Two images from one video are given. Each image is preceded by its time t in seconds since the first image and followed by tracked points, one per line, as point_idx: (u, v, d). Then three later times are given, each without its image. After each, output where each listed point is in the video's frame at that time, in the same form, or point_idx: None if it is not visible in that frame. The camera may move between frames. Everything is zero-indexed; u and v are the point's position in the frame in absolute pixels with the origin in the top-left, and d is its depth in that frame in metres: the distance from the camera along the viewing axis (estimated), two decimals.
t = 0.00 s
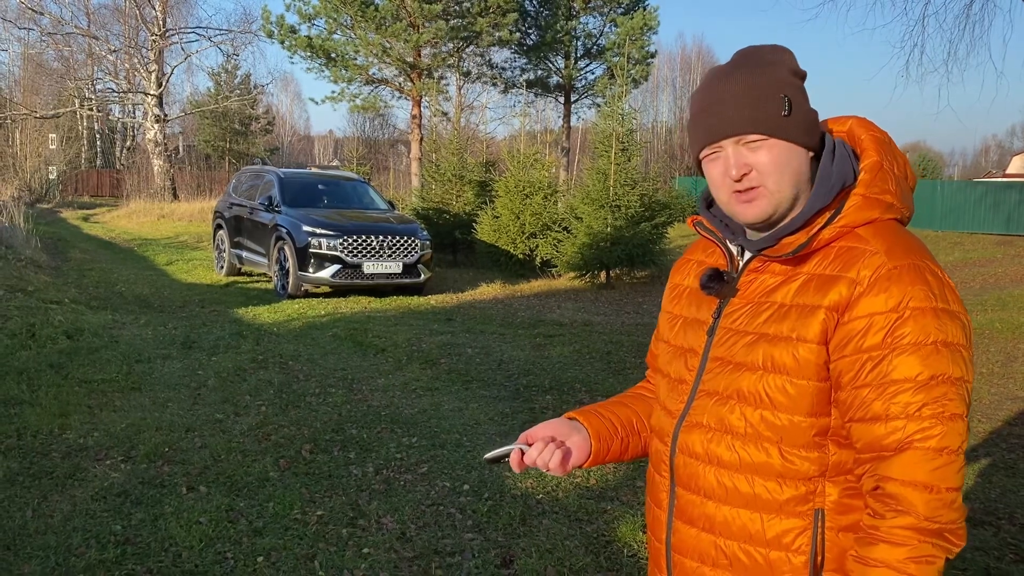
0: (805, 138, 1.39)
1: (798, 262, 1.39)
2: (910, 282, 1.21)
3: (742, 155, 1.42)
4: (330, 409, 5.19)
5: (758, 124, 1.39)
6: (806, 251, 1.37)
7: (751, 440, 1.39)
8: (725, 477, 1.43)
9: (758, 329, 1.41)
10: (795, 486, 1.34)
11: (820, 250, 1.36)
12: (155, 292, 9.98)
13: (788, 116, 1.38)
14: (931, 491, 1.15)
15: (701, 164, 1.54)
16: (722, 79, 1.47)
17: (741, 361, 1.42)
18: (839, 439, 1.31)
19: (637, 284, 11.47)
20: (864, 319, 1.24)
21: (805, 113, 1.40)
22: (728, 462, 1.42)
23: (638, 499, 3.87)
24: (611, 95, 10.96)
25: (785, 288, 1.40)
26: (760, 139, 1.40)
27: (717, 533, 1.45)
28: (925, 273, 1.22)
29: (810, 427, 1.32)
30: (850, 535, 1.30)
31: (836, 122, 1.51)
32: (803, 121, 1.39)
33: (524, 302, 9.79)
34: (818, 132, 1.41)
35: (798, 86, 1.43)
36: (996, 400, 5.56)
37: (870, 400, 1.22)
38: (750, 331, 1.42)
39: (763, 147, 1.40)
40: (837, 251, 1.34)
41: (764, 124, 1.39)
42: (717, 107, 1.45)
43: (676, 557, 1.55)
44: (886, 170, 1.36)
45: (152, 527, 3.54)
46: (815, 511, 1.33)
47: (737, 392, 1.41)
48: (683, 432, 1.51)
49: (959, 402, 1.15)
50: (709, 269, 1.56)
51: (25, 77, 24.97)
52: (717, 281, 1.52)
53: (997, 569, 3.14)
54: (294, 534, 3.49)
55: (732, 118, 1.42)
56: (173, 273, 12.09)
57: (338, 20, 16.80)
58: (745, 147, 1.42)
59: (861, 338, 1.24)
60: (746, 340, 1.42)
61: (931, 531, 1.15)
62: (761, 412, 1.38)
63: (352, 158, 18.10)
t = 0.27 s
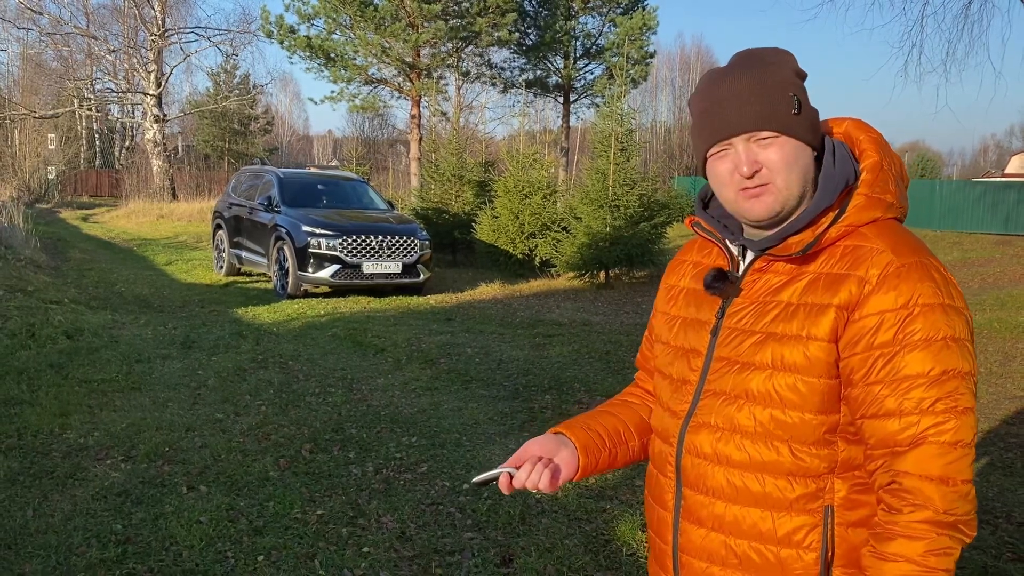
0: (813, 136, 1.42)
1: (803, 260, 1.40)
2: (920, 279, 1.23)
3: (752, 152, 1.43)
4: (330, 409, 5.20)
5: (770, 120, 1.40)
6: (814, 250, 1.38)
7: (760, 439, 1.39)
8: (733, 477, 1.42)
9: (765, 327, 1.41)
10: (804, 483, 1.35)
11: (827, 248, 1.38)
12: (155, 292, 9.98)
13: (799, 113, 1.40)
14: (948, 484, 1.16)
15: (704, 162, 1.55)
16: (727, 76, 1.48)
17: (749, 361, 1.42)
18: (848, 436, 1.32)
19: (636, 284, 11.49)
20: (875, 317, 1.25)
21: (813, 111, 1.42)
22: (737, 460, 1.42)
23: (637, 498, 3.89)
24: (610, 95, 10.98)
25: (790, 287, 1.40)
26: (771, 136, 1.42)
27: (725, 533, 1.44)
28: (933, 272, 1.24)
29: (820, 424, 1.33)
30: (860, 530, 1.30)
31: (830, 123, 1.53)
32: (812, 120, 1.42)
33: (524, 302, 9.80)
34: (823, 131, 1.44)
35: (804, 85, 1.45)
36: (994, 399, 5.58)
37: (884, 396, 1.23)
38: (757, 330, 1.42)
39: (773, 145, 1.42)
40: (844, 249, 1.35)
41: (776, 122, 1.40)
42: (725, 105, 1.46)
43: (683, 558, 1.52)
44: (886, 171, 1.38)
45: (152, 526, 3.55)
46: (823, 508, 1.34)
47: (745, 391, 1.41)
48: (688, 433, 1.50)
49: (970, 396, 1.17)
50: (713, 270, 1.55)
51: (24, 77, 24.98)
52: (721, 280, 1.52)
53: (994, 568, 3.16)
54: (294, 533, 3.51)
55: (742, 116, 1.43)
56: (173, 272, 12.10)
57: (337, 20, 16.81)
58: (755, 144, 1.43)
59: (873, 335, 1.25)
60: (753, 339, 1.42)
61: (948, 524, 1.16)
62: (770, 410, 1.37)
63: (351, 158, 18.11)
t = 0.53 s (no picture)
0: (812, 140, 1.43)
1: (802, 262, 1.40)
2: (920, 279, 1.23)
3: (754, 151, 1.43)
4: (328, 409, 5.20)
5: (773, 121, 1.41)
6: (812, 251, 1.38)
7: (761, 440, 1.39)
8: (735, 479, 1.42)
9: (765, 330, 1.41)
10: (806, 484, 1.35)
11: (825, 250, 1.38)
12: (153, 292, 9.98)
13: (800, 117, 1.41)
14: (952, 482, 1.16)
15: (703, 162, 1.54)
16: (730, 78, 1.48)
17: (748, 363, 1.42)
18: (849, 437, 1.33)
19: (634, 284, 11.49)
20: (876, 317, 1.26)
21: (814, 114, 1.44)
22: (738, 462, 1.42)
23: (634, 499, 3.89)
24: (608, 95, 10.98)
25: (789, 289, 1.40)
26: (773, 137, 1.42)
27: (728, 536, 1.44)
28: (932, 272, 1.24)
29: (821, 425, 1.33)
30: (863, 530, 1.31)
31: (824, 126, 1.54)
32: (812, 124, 1.43)
33: (522, 303, 9.80)
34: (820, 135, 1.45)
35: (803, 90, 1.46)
36: (992, 399, 5.59)
37: (885, 396, 1.23)
38: (756, 332, 1.42)
39: (774, 146, 1.42)
40: (841, 251, 1.35)
41: (777, 123, 1.41)
42: (725, 104, 1.46)
43: (684, 562, 1.52)
44: (882, 173, 1.39)
45: (150, 527, 3.55)
46: (826, 509, 1.34)
47: (745, 394, 1.41)
48: (688, 436, 1.50)
49: (970, 395, 1.18)
50: (710, 273, 1.56)
51: (21, 77, 24.96)
52: (719, 283, 1.53)
53: (990, 568, 3.17)
54: (291, 534, 3.51)
55: (744, 116, 1.43)
56: (171, 273, 12.10)
57: (335, 20, 16.81)
58: (756, 144, 1.43)
59: (873, 335, 1.26)
60: (752, 341, 1.42)
61: (954, 521, 1.16)
62: (770, 412, 1.38)
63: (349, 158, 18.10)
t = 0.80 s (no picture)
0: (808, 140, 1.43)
1: (795, 262, 1.40)
2: (912, 280, 1.23)
3: (747, 150, 1.43)
4: (324, 410, 5.20)
5: (769, 119, 1.41)
6: (805, 251, 1.38)
7: (755, 440, 1.39)
8: (730, 479, 1.42)
9: (758, 330, 1.41)
10: (800, 485, 1.35)
11: (819, 250, 1.38)
12: (150, 292, 9.95)
13: (795, 116, 1.41)
14: (948, 482, 1.16)
15: (697, 159, 1.54)
16: (727, 75, 1.48)
17: (742, 363, 1.42)
18: (843, 438, 1.32)
19: (632, 284, 11.50)
20: (868, 317, 1.26)
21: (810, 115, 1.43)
22: (733, 462, 1.41)
23: (631, 499, 3.89)
24: (606, 95, 10.99)
25: (783, 289, 1.40)
26: (767, 135, 1.42)
27: (723, 535, 1.44)
28: (924, 273, 1.24)
29: (815, 425, 1.33)
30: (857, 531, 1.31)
31: (821, 126, 1.54)
32: (808, 124, 1.43)
33: (519, 303, 9.79)
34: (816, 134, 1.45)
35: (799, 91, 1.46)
36: (987, 399, 5.59)
37: (878, 397, 1.23)
38: (749, 332, 1.42)
39: (767, 144, 1.42)
40: (835, 251, 1.35)
41: (771, 121, 1.41)
42: (720, 102, 1.46)
43: (679, 562, 1.52)
44: (876, 173, 1.39)
45: (146, 528, 3.54)
46: (820, 510, 1.34)
47: (739, 394, 1.41)
48: (683, 436, 1.50)
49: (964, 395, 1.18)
50: (705, 273, 1.56)
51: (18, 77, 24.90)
52: (713, 283, 1.52)
53: (986, 568, 3.17)
54: (287, 535, 3.50)
55: (739, 114, 1.43)
56: (167, 273, 12.08)
57: (332, 20, 16.82)
58: (750, 142, 1.43)
59: (866, 335, 1.25)
60: (746, 341, 1.42)
61: (951, 522, 1.16)
62: (764, 412, 1.38)
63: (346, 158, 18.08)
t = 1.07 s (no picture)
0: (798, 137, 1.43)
1: (789, 262, 1.41)
2: (906, 280, 1.24)
3: (736, 147, 1.44)
4: (321, 410, 5.19)
5: (756, 117, 1.41)
6: (801, 250, 1.38)
7: (750, 438, 1.39)
8: (724, 477, 1.42)
9: (753, 328, 1.41)
10: (795, 483, 1.35)
11: (814, 250, 1.38)
12: (146, 292, 9.94)
13: (783, 112, 1.41)
14: (941, 482, 1.17)
15: (690, 158, 1.55)
16: (716, 75, 1.49)
17: (737, 362, 1.42)
18: (838, 437, 1.33)
19: (628, 284, 11.50)
20: (863, 316, 1.26)
21: (798, 111, 1.43)
22: (726, 460, 1.42)
23: (627, 498, 3.89)
24: (602, 95, 11.00)
25: (778, 287, 1.40)
26: (754, 133, 1.42)
27: (716, 533, 1.44)
28: (918, 272, 1.25)
29: (808, 424, 1.33)
30: (851, 531, 1.31)
31: (817, 126, 1.54)
32: (797, 120, 1.42)
33: (516, 303, 9.79)
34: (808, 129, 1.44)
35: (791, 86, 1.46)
36: (983, 398, 5.61)
37: (872, 396, 1.23)
38: (745, 330, 1.43)
39: (756, 140, 1.42)
40: (830, 250, 1.36)
41: (759, 118, 1.41)
42: (709, 101, 1.47)
43: (673, 559, 1.52)
44: (872, 172, 1.39)
45: (142, 528, 3.54)
46: (814, 509, 1.35)
47: (734, 392, 1.42)
48: (679, 435, 1.50)
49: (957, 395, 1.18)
50: (703, 272, 1.56)
51: (14, 76, 24.84)
52: (709, 281, 1.53)
53: (980, 566, 3.18)
54: (284, 535, 3.50)
55: (727, 112, 1.44)
56: (164, 273, 12.06)
57: (329, 20, 16.82)
58: (738, 139, 1.44)
59: (860, 334, 1.26)
60: (742, 339, 1.42)
61: (943, 521, 1.16)
62: (759, 410, 1.38)
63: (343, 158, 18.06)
